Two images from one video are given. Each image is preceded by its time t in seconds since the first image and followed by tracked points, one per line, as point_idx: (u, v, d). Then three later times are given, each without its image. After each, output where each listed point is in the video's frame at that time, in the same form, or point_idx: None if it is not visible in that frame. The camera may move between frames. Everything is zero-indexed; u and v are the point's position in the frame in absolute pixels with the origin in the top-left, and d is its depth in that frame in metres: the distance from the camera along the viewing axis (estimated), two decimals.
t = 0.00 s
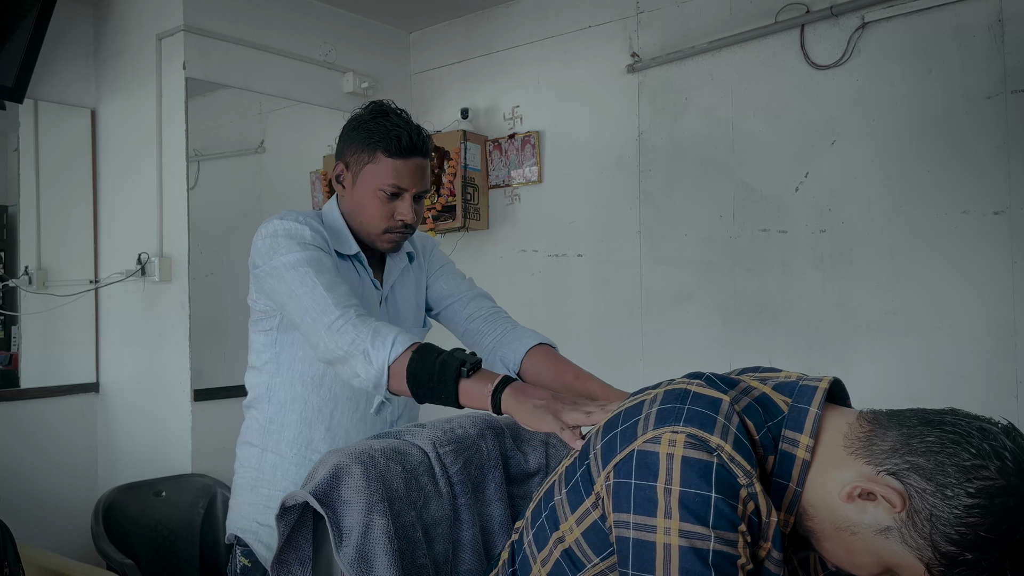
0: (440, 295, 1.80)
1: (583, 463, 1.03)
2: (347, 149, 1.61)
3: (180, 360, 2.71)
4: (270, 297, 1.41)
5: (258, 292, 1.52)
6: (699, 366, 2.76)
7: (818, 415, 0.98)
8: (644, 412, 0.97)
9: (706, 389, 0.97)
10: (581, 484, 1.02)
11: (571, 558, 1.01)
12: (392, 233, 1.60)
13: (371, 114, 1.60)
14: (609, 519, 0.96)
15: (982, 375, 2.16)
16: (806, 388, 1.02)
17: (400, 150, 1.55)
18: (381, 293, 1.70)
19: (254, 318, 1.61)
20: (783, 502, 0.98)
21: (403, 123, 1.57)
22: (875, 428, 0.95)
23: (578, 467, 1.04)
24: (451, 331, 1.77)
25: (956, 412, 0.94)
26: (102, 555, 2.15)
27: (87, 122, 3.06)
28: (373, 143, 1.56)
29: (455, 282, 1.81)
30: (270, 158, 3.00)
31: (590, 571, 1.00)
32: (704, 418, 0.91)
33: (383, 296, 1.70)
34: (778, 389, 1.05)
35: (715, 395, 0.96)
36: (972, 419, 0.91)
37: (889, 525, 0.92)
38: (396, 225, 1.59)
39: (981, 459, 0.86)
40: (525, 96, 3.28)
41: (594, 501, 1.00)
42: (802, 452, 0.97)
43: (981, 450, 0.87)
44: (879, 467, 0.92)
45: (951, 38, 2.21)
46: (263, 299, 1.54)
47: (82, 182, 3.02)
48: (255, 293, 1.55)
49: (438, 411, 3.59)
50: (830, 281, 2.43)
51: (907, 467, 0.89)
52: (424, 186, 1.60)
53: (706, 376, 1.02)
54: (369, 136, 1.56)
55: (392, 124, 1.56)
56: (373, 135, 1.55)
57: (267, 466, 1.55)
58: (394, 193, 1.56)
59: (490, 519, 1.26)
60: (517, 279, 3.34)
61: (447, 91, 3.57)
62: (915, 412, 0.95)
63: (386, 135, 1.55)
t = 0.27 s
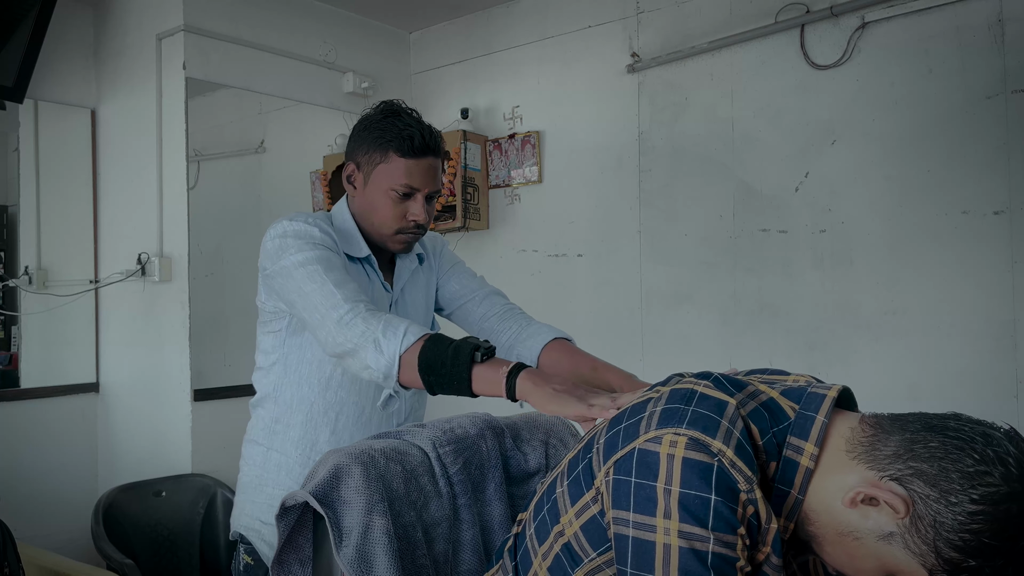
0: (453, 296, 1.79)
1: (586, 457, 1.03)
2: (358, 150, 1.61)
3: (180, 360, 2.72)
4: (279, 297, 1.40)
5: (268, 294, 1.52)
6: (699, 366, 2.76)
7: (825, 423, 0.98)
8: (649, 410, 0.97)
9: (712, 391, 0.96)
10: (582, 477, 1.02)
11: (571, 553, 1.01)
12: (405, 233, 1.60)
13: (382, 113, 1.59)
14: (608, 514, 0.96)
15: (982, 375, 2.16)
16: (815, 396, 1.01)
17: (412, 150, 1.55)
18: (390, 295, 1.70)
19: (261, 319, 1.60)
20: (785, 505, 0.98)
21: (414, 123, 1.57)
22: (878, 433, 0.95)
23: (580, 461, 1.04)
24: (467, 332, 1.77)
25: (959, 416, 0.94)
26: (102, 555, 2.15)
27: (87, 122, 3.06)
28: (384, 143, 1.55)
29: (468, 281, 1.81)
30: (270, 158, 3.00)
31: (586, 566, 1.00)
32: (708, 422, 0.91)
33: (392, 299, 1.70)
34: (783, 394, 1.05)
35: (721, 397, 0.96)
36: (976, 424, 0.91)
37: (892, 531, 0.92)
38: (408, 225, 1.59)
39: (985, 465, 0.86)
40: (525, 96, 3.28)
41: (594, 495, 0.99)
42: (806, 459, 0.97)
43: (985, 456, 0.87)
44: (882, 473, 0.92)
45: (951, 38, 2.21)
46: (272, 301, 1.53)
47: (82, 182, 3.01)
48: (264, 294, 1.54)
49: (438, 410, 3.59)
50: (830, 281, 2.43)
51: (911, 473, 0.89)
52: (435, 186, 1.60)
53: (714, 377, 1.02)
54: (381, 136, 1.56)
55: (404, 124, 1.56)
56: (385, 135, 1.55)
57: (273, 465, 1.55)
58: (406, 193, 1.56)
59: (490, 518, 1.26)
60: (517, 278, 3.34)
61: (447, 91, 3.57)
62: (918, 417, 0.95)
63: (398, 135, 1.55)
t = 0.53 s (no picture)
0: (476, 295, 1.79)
1: (583, 456, 1.04)
2: (376, 151, 1.61)
3: (179, 360, 2.71)
4: (303, 295, 1.39)
5: (288, 292, 1.50)
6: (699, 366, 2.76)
7: (827, 432, 0.98)
8: (647, 410, 0.97)
9: (713, 393, 0.96)
10: (579, 476, 1.02)
11: (566, 552, 1.01)
12: (426, 231, 1.58)
13: (397, 113, 1.60)
14: (604, 513, 0.96)
15: (982, 375, 2.16)
16: (821, 404, 1.01)
17: (430, 145, 1.55)
18: (410, 300, 1.70)
19: (276, 318, 1.59)
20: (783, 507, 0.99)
21: (431, 120, 1.58)
22: (873, 432, 0.96)
23: (577, 460, 1.04)
24: (494, 329, 1.77)
25: (953, 417, 0.95)
26: (102, 555, 2.15)
27: (87, 122, 3.06)
28: (402, 140, 1.56)
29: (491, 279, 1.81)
30: (270, 158, 3.00)
31: (581, 566, 0.99)
32: (704, 423, 0.91)
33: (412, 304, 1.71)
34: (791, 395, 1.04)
35: (722, 400, 0.95)
36: (970, 424, 0.92)
37: (886, 530, 0.92)
38: (429, 223, 1.57)
39: (979, 464, 0.87)
40: (525, 96, 3.28)
41: (590, 495, 0.99)
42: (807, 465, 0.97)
43: (979, 455, 0.88)
44: (877, 472, 0.92)
45: (951, 38, 2.21)
46: (292, 299, 1.51)
47: (82, 182, 3.01)
48: (283, 292, 1.53)
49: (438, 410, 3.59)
50: (830, 281, 2.43)
51: (906, 472, 0.90)
52: (455, 182, 1.60)
53: (719, 379, 1.01)
54: (398, 133, 1.56)
55: (421, 121, 1.57)
56: (402, 132, 1.55)
57: (280, 462, 1.55)
58: (425, 189, 1.56)
59: (490, 518, 1.26)
60: (518, 278, 3.34)
61: (447, 91, 3.57)
62: (913, 417, 0.96)
63: (415, 131, 1.55)
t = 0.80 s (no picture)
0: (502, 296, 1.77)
1: (576, 459, 1.04)
2: (401, 160, 1.61)
3: (179, 360, 2.71)
4: (326, 291, 1.40)
5: (308, 291, 1.51)
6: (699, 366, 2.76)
7: (830, 442, 0.96)
8: (640, 410, 0.97)
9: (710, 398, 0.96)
10: (574, 478, 1.02)
11: (562, 554, 1.01)
12: (449, 244, 1.59)
13: (424, 123, 1.60)
14: (599, 515, 0.96)
15: (982, 375, 2.16)
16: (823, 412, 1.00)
17: (456, 157, 1.55)
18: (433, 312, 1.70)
19: (293, 315, 1.60)
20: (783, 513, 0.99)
21: (457, 132, 1.58)
22: (866, 432, 0.96)
23: (571, 462, 1.04)
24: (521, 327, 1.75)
25: (946, 416, 0.95)
26: (102, 555, 2.15)
27: (87, 122, 3.06)
28: (429, 152, 1.55)
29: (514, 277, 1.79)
30: (270, 158, 2.99)
31: (578, 568, 0.99)
32: (697, 424, 0.91)
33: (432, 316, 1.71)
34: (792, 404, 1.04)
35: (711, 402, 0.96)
36: (963, 424, 0.92)
37: (879, 530, 0.92)
38: (453, 235, 1.58)
39: (972, 464, 0.87)
40: (525, 96, 3.28)
41: (585, 496, 1.00)
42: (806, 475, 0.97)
43: (971, 456, 0.87)
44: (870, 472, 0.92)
45: (951, 38, 2.21)
46: (311, 297, 1.52)
47: (81, 182, 3.01)
48: (302, 291, 1.54)
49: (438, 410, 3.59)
50: (830, 281, 2.43)
51: (899, 472, 0.90)
52: (480, 195, 1.59)
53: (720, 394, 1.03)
54: (425, 145, 1.56)
55: (448, 132, 1.56)
56: (430, 143, 1.55)
57: (288, 456, 1.55)
58: (450, 202, 1.56)
59: (490, 518, 1.26)
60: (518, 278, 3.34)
61: (447, 91, 3.57)
62: (906, 416, 0.96)
63: (442, 143, 1.55)
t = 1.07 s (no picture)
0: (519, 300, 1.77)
1: (566, 458, 1.04)
2: (420, 170, 1.61)
3: (179, 360, 2.71)
4: (340, 293, 1.40)
5: (321, 292, 1.51)
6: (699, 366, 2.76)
7: (803, 436, 0.98)
8: (627, 411, 0.97)
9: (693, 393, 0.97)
10: (563, 478, 1.02)
11: (553, 553, 1.01)
12: (465, 258, 1.60)
13: (445, 134, 1.59)
14: (588, 514, 0.96)
15: (982, 375, 2.16)
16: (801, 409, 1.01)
17: (475, 171, 1.54)
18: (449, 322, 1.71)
19: (304, 315, 1.60)
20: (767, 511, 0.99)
21: (478, 144, 1.57)
22: (850, 428, 0.96)
23: (561, 462, 1.04)
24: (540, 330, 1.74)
25: (930, 411, 0.95)
26: (102, 555, 2.15)
27: (87, 122, 3.05)
28: (448, 165, 1.55)
29: (532, 280, 1.78)
30: (270, 158, 3.00)
31: (568, 567, 0.99)
32: (684, 425, 0.91)
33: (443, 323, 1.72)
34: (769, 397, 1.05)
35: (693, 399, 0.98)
36: (946, 419, 0.92)
37: (863, 525, 0.91)
38: (469, 249, 1.59)
39: (954, 460, 0.87)
40: (525, 96, 3.28)
41: (575, 496, 0.99)
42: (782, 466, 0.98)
43: (954, 451, 0.87)
44: (853, 467, 0.92)
45: (951, 38, 2.21)
46: (323, 300, 1.51)
47: (82, 182, 3.01)
48: (314, 293, 1.54)
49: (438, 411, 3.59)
50: (831, 281, 2.43)
51: (882, 467, 0.90)
52: (498, 209, 1.59)
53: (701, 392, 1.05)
54: (445, 157, 1.55)
55: (468, 145, 1.55)
56: (449, 156, 1.54)
57: (292, 454, 1.55)
58: (468, 216, 1.56)
59: (490, 519, 1.25)
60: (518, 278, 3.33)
61: (447, 91, 3.56)
62: (890, 412, 0.96)
63: (461, 156, 1.54)
